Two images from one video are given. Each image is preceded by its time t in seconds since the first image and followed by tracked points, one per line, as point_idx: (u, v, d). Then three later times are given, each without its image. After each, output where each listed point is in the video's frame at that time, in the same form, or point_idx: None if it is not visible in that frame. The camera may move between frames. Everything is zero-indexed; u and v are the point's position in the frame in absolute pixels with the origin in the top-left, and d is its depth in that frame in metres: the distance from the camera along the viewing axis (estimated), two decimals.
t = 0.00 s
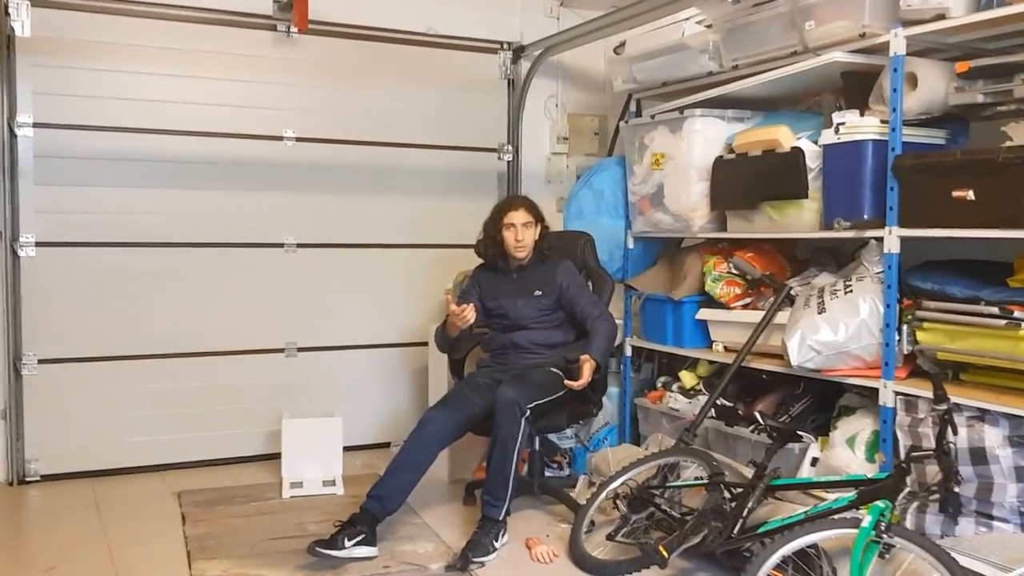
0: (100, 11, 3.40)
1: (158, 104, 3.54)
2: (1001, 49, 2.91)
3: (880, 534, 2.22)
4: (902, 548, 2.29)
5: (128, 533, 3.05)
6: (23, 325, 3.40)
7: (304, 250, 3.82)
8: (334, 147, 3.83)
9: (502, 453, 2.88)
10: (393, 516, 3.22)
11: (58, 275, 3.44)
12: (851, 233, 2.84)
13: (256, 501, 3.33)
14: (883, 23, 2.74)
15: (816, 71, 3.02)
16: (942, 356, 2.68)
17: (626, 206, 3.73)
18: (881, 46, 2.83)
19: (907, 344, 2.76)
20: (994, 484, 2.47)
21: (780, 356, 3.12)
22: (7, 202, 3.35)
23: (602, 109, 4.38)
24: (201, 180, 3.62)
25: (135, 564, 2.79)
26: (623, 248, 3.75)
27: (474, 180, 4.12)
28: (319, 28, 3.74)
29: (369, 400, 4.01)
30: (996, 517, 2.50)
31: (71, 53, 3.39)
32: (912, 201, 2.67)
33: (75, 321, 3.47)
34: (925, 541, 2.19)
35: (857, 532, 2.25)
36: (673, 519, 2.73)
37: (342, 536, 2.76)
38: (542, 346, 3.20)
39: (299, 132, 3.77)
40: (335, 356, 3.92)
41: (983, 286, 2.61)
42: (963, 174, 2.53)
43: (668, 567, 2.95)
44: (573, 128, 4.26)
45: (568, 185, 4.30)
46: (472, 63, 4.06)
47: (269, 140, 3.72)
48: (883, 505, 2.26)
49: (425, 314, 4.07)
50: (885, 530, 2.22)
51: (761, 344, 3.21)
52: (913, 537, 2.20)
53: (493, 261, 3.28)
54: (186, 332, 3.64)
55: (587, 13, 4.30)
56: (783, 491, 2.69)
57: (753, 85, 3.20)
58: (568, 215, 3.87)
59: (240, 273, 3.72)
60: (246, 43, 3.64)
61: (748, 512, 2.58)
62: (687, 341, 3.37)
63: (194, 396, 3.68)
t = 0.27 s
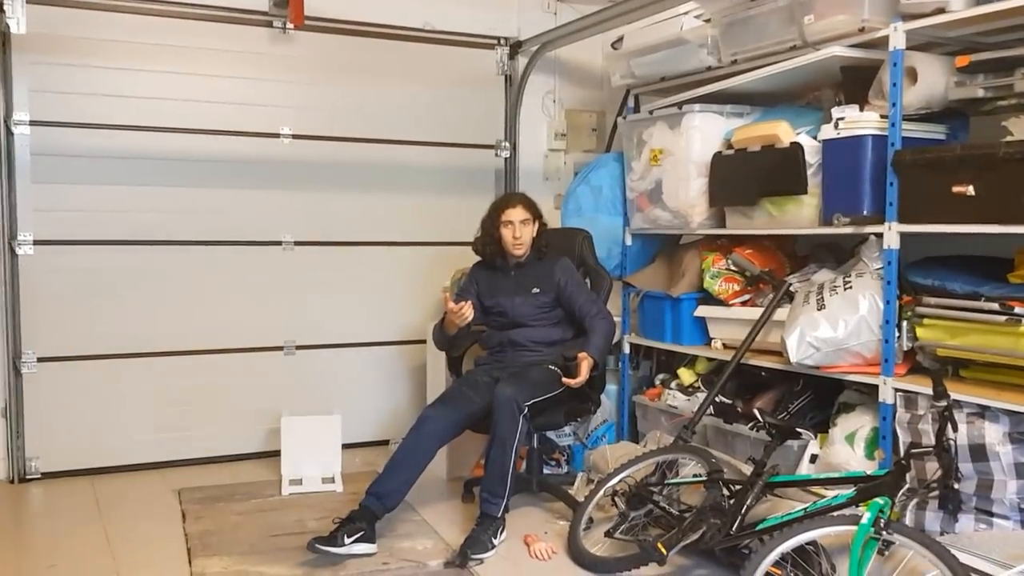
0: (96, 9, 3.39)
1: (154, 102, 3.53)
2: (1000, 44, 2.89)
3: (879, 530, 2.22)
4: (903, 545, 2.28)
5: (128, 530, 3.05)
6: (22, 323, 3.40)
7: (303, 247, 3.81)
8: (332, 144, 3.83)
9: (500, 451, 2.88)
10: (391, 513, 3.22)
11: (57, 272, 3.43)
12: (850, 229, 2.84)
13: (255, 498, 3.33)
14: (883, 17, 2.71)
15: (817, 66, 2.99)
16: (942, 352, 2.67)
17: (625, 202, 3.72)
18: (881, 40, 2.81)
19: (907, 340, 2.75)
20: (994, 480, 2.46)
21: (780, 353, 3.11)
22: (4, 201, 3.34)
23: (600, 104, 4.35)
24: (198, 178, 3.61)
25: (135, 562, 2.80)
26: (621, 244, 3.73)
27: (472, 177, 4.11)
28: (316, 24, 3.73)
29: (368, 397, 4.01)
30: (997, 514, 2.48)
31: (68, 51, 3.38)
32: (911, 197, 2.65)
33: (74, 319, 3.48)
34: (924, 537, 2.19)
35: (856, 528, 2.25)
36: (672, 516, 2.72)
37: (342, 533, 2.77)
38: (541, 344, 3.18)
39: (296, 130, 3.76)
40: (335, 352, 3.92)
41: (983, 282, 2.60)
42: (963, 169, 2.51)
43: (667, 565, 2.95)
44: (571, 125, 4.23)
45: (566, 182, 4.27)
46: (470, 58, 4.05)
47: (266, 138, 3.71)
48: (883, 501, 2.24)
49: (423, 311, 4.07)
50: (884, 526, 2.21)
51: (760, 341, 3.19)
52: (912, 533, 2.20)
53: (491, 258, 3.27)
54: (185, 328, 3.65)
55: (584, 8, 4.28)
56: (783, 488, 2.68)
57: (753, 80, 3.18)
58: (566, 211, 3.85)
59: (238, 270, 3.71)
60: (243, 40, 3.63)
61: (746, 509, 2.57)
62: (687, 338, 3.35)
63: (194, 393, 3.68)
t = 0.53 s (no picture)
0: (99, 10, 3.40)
1: (157, 103, 3.53)
2: (1000, 44, 2.90)
3: (881, 530, 2.22)
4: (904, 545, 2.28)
5: (129, 532, 3.05)
6: (23, 325, 3.40)
7: (304, 248, 3.82)
8: (334, 145, 3.83)
9: (502, 452, 2.88)
10: (393, 514, 3.22)
11: (58, 274, 3.44)
12: (851, 229, 2.84)
13: (256, 499, 3.33)
14: (883, 18, 2.73)
15: (815, 67, 3.01)
16: (942, 352, 2.67)
17: (626, 203, 3.73)
18: (881, 41, 2.82)
19: (908, 340, 2.75)
20: (995, 480, 2.47)
21: (781, 353, 3.11)
22: (6, 201, 3.35)
23: (601, 105, 4.37)
24: (200, 179, 3.62)
25: (136, 563, 2.79)
26: (622, 245, 3.74)
27: (473, 178, 4.12)
28: (318, 26, 3.74)
29: (369, 399, 4.01)
30: (997, 513, 2.49)
31: (70, 52, 3.39)
32: (911, 196, 2.66)
33: (75, 320, 3.48)
34: (926, 537, 2.19)
35: (858, 528, 2.25)
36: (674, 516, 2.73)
37: (343, 535, 2.77)
38: (542, 345, 3.19)
39: (298, 131, 3.77)
40: (336, 354, 3.92)
41: (982, 281, 2.60)
42: (963, 169, 2.52)
43: (669, 565, 2.95)
44: (572, 125, 4.25)
45: (567, 183, 4.29)
46: (471, 60, 4.06)
47: (268, 139, 3.72)
48: (885, 501, 2.24)
49: (424, 312, 4.07)
50: (886, 526, 2.22)
51: (760, 341, 3.20)
52: (913, 533, 2.21)
53: (492, 259, 3.28)
54: (186, 330, 3.65)
55: (585, 10, 4.30)
56: (785, 487, 2.68)
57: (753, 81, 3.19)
58: (567, 211, 3.85)
59: (239, 271, 3.72)
60: (245, 41, 3.64)
61: (748, 509, 2.57)
62: (688, 339, 3.36)
63: (194, 394, 3.68)
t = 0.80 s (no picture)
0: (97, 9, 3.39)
1: (155, 102, 3.53)
2: (998, 46, 2.91)
3: (878, 530, 2.21)
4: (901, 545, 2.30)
5: (126, 532, 3.04)
6: (20, 324, 3.39)
7: (302, 248, 3.81)
8: (332, 145, 3.83)
9: (500, 451, 2.88)
10: (391, 514, 3.22)
11: (55, 273, 3.43)
12: (848, 230, 2.84)
13: (253, 499, 3.32)
14: (882, 20, 2.74)
15: (814, 68, 3.02)
16: (940, 353, 2.68)
17: (625, 204, 3.74)
18: (879, 43, 2.83)
19: (904, 341, 2.76)
20: (992, 480, 2.47)
21: (779, 353, 3.12)
22: (3, 200, 3.34)
23: (600, 106, 4.38)
24: (198, 179, 3.61)
25: (133, 563, 2.78)
26: (621, 245, 3.75)
27: (471, 178, 4.12)
28: (317, 26, 3.73)
29: (367, 399, 4.01)
30: (994, 514, 2.49)
31: (69, 50, 3.38)
32: (910, 197, 2.67)
33: (71, 320, 3.47)
34: (924, 537, 2.17)
35: (856, 528, 2.24)
36: (671, 517, 2.72)
37: (342, 535, 2.76)
38: (541, 345, 3.20)
39: (297, 130, 3.76)
40: (333, 354, 3.92)
41: (980, 283, 2.61)
42: (960, 170, 2.52)
43: (667, 565, 2.95)
44: (571, 126, 4.25)
45: (566, 183, 4.29)
46: (470, 61, 4.06)
47: (266, 138, 3.71)
48: (883, 501, 2.25)
49: (422, 312, 4.06)
50: (883, 526, 2.21)
51: (759, 342, 3.20)
52: (911, 534, 2.19)
53: (494, 260, 3.26)
54: (183, 330, 3.64)
55: (584, 11, 4.30)
56: (783, 488, 2.68)
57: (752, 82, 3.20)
58: (567, 211, 3.85)
59: (237, 271, 3.71)
60: (244, 41, 3.64)
61: (745, 509, 2.57)
62: (686, 339, 3.36)
63: (191, 394, 3.67)
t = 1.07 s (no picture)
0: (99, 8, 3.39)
1: (155, 101, 3.53)
2: (999, 50, 2.91)
3: (877, 534, 2.22)
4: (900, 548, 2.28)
5: (124, 531, 3.04)
6: (20, 323, 3.40)
7: (302, 248, 3.81)
8: (332, 146, 3.83)
9: (498, 453, 2.87)
10: (390, 515, 3.21)
11: (55, 272, 3.43)
12: (848, 233, 2.84)
13: (252, 499, 3.32)
14: (882, 24, 2.74)
15: (814, 72, 3.02)
16: (940, 357, 2.67)
17: (625, 206, 3.75)
18: (879, 46, 2.83)
19: (903, 344, 2.76)
20: (991, 485, 2.47)
21: (779, 356, 3.11)
22: (4, 199, 3.34)
23: (600, 108, 4.38)
24: (198, 179, 3.62)
25: (131, 563, 2.78)
26: (621, 247, 3.75)
27: (472, 179, 4.12)
28: (318, 26, 3.74)
29: (366, 399, 4.01)
30: (993, 518, 2.49)
31: (70, 50, 3.39)
32: (909, 201, 2.66)
33: (72, 319, 3.47)
34: (922, 541, 2.17)
35: (855, 532, 2.24)
36: (669, 519, 2.72)
37: (336, 535, 2.76)
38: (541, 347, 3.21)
39: (297, 131, 3.77)
40: (333, 354, 3.92)
41: (980, 287, 2.60)
42: (960, 174, 2.52)
43: (665, 567, 2.95)
44: (571, 128, 4.26)
45: (566, 185, 4.30)
46: (471, 62, 4.06)
47: (266, 139, 3.72)
48: (882, 505, 2.24)
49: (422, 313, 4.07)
50: (882, 530, 2.21)
51: (758, 344, 3.20)
52: (910, 538, 2.19)
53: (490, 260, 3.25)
54: (183, 330, 3.64)
55: (586, 12, 4.30)
56: (781, 491, 2.68)
57: (753, 85, 3.20)
58: (566, 213, 3.85)
59: (237, 271, 3.71)
60: (245, 41, 3.64)
61: (743, 513, 2.58)
62: (686, 342, 3.37)
63: (191, 394, 3.67)
